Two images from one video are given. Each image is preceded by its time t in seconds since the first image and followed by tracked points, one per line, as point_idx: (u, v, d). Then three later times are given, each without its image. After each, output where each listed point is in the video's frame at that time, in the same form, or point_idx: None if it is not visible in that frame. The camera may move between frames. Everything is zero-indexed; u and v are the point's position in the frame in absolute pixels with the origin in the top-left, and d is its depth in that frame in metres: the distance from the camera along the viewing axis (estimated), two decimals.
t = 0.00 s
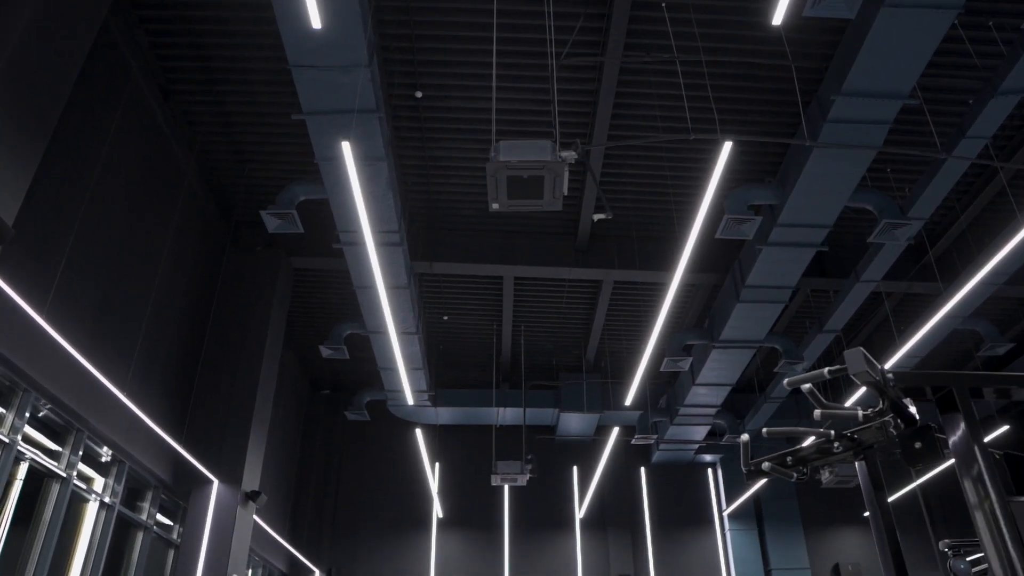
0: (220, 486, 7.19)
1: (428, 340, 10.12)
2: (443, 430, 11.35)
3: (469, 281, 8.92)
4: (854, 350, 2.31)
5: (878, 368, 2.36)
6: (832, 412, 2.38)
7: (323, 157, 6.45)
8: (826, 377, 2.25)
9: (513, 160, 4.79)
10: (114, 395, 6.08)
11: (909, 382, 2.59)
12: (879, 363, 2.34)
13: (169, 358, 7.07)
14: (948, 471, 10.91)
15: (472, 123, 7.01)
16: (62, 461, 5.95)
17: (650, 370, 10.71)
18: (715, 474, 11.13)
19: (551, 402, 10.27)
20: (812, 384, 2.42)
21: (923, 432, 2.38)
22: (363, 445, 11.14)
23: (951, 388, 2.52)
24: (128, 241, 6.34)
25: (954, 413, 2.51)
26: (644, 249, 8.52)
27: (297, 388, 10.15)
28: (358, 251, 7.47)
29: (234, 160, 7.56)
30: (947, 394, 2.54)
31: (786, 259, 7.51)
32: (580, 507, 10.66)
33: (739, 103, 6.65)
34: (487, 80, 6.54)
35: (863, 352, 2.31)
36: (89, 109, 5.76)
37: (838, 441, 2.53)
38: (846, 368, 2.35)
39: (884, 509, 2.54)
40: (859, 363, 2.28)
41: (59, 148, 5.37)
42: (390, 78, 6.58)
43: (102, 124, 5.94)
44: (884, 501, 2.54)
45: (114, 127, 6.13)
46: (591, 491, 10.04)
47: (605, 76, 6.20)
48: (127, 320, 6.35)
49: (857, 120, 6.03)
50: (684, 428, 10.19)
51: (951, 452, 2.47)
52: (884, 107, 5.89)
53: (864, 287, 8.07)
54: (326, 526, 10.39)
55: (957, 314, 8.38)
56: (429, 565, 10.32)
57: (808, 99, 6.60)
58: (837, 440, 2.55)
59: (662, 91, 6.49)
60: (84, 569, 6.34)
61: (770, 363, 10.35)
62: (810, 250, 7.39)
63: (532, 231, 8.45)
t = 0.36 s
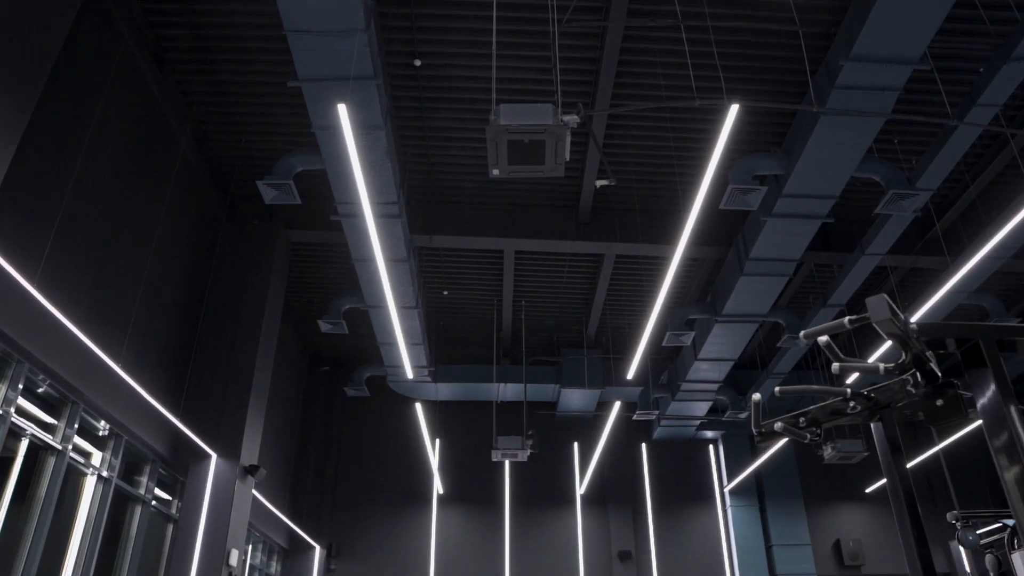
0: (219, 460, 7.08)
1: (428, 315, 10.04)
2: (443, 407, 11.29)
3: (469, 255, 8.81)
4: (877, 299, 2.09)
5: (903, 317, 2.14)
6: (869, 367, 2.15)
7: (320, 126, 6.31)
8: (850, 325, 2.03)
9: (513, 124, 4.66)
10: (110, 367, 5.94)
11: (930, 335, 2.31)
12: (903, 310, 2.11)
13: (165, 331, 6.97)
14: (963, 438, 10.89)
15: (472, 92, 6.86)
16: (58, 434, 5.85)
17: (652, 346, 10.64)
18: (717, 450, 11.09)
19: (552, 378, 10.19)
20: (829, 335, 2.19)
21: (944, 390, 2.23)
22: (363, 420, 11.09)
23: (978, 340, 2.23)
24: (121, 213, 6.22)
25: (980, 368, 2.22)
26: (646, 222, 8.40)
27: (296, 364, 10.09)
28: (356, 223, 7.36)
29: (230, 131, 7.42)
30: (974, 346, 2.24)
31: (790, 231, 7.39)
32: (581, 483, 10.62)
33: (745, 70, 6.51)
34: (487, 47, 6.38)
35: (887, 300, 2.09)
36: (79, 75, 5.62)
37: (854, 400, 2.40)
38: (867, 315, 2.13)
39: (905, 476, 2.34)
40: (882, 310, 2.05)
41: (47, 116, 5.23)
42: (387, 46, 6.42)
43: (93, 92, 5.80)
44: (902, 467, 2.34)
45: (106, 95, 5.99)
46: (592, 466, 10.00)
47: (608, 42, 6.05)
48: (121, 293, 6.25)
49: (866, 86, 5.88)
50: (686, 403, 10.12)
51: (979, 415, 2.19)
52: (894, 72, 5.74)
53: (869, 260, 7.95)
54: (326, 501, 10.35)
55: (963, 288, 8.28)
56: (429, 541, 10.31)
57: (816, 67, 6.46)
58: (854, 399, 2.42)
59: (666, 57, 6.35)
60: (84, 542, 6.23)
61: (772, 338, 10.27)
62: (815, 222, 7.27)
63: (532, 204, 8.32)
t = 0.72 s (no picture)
0: (219, 432, 7.01)
1: (430, 288, 9.95)
2: (444, 381, 11.23)
3: (471, 226, 8.69)
4: (907, 237, 1.78)
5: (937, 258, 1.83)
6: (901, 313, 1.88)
7: (318, 91, 6.15)
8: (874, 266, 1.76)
9: (516, 83, 4.53)
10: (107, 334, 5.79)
11: (959, 278, 2.12)
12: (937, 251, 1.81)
13: (163, 302, 6.88)
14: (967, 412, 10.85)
15: (474, 57, 6.70)
16: (55, 404, 5.68)
17: (655, 319, 10.56)
18: (719, 423, 11.05)
19: (554, 351, 10.11)
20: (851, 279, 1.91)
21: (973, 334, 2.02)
22: (363, 393, 11.04)
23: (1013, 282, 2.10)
24: (116, 181, 6.10)
25: (1015, 315, 2.10)
26: (650, 191, 8.26)
27: (296, 336, 10.01)
28: (356, 192, 7.23)
29: (227, 99, 7.28)
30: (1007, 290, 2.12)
31: (797, 199, 7.26)
32: (584, 457, 10.58)
33: (753, 33, 6.36)
34: (489, 9, 6.22)
35: (918, 238, 1.78)
36: (70, 38, 5.46)
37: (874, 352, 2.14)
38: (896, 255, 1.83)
39: (928, 438, 2.09)
40: (910, 250, 1.76)
41: (38, 79, 5.10)
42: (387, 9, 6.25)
43: (85, 55, 5.65)
44: (926, 424, 2.10)
45: (98, 58, 5.84)
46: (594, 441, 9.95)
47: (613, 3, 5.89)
48: (117, 262, 6.14)
49: (878, 47, 5.72)
50: (689, 376, 10.05)
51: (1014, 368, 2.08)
52: (908, 33, 5.58)
53: (877, 230, 7.83)
54: (328, 475, 10.33)
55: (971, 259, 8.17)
56: (431, 514, 10.29)
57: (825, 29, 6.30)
58: (874, 350, 2.15)
59: (673, 19, 6.19)
60: (84, 512, 6.07)
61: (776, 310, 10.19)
62: (823, 190, 7.14)
63: (534, 173, 8.18)
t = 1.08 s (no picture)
0: (219, 396, 6.78)
1: (431, 253, 9.86)
2: (446, 347, 11.19)
3: (473, 189, 8.56)
4: (942, 155, 1.62)
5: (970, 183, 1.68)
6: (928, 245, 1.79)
7: (316, 48, 5.95)
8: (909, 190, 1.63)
9: (519, 33, 4.38)
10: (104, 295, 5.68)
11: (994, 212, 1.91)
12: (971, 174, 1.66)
13: (161, 264, 6.78)
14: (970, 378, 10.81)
15: (476, 13, 6.52)
16: (52, 365, 5.56)
17: (658, 284, 10.49)
18: (722, 389, 11.01)
19: (557, 316, 10.03)
20: (879, 208, 1.75)
21: (1005, 273, 1.81)
22: (365, 359, 11.00)
23: None
24: (111, 140, 5.97)
25: None
26: (655, 153, 8.12)
27: (296, 302, 9.94)
28: (355, 151, 7.07)
29: (223, 57, 7.11)
30: None
31: (805, 159, 7.11)
32: (586, 423, 10.55)
33: None
34: None
35: (952, 157, 1.62)
36: None
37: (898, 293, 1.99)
38: (928, 177, 1.66)
39: (953, 388, 1.90)
40: (948, 170, 1.62)
41: (26, 33, 4.95)
42: None
43: (74, 9, 5.49)
44: (952, 376, 1.89)
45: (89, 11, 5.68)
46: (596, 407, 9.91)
47: None
48: (114, 223, 6.03)
49: None
50: (693, 342, 9.97)
51: None
52: None
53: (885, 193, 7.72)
54: (330, 441, 10.32)
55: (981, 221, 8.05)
56: (434, 480, 10.31)
57: None
58: (896, 289, 2.00)
59: None
60: (84, 476, 5.97)
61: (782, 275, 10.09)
62: (832, 150, 6.98)
63: (537, 134, 8.03)
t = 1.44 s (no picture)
0: (219, 356, 6.63)
1: (433, 213, 9.73)
2: (448, 309, 11.11)
3: (475, 147, 8.40)
4: (988, 64, 1.36)
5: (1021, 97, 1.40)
6: (955, 177, 1.56)
7: None
8: (950, 107, 1.36)
9: None
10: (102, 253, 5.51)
11: None
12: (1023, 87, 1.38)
13: (159, 223, 6.65)
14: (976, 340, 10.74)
15: None
16: (50, 324, 5.39)
17: (663, 245, 10.37)
18: (726, 351, 10.97)
19: (560, 277, 9.94)
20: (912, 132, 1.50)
21: None
22: (367, 321, 10.94)
23: None
24: (103, 94, 5.81)
25: None
26: (662, 110, 7.94)
27: (297, 263, 9.85)
28: (355, 108, 6.89)
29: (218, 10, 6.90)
30: None
31: (815, 115, 6.93)
32: (589, 384, 10.52)
33: None
34: None
35: (1001, 65, 1.35)
36: None
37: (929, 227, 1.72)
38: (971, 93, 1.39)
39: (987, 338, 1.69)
40: (995, 81, 1.36)
41: None
42: None
43: None
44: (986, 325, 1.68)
45: None
46: (599, 369, 9.86)
47: None
48: (110, 180, 5.89)
49: None
50: (697, 303, 9.89)
51: None
52: None
53: (895, 149, 7.49)
54: (332, 403, 10.31)
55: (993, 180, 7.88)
56: (437, 442, 10.32)
57: None
58: (925, 223, 1.73)
59: None
60: (84, 437, 5.84)
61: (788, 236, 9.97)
62: (843, 104, 6.80)
63: (541, 90, 7.85)
